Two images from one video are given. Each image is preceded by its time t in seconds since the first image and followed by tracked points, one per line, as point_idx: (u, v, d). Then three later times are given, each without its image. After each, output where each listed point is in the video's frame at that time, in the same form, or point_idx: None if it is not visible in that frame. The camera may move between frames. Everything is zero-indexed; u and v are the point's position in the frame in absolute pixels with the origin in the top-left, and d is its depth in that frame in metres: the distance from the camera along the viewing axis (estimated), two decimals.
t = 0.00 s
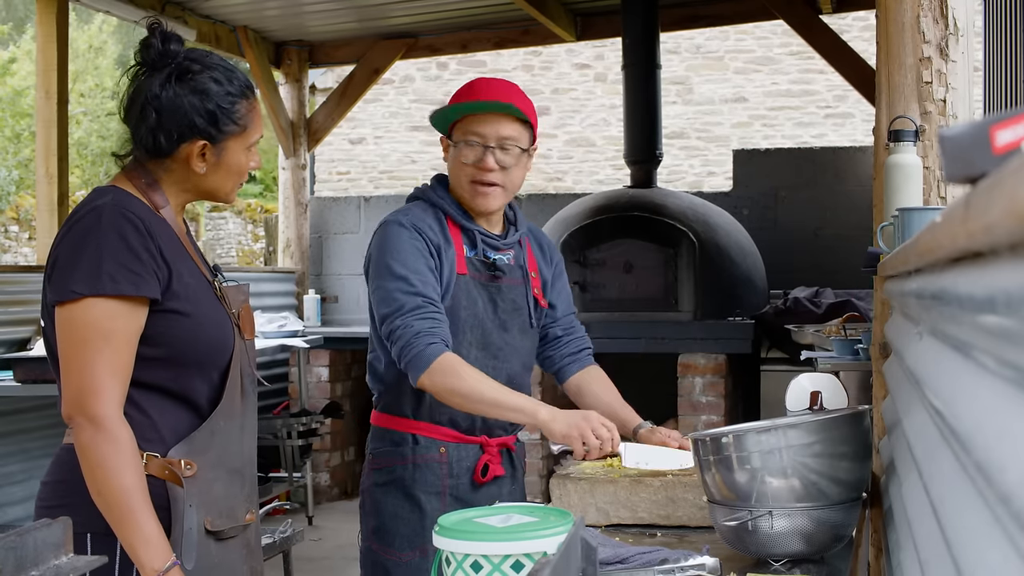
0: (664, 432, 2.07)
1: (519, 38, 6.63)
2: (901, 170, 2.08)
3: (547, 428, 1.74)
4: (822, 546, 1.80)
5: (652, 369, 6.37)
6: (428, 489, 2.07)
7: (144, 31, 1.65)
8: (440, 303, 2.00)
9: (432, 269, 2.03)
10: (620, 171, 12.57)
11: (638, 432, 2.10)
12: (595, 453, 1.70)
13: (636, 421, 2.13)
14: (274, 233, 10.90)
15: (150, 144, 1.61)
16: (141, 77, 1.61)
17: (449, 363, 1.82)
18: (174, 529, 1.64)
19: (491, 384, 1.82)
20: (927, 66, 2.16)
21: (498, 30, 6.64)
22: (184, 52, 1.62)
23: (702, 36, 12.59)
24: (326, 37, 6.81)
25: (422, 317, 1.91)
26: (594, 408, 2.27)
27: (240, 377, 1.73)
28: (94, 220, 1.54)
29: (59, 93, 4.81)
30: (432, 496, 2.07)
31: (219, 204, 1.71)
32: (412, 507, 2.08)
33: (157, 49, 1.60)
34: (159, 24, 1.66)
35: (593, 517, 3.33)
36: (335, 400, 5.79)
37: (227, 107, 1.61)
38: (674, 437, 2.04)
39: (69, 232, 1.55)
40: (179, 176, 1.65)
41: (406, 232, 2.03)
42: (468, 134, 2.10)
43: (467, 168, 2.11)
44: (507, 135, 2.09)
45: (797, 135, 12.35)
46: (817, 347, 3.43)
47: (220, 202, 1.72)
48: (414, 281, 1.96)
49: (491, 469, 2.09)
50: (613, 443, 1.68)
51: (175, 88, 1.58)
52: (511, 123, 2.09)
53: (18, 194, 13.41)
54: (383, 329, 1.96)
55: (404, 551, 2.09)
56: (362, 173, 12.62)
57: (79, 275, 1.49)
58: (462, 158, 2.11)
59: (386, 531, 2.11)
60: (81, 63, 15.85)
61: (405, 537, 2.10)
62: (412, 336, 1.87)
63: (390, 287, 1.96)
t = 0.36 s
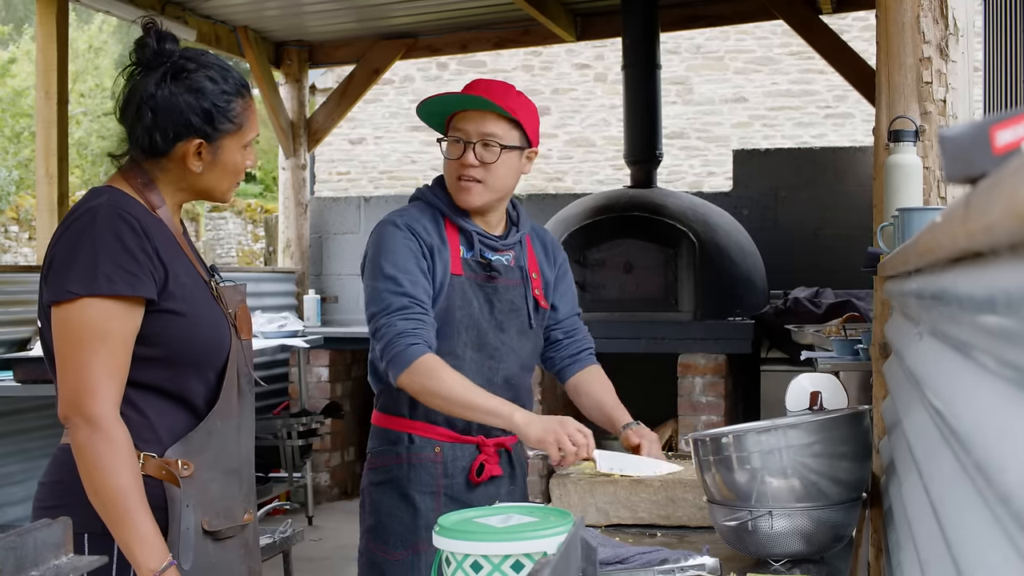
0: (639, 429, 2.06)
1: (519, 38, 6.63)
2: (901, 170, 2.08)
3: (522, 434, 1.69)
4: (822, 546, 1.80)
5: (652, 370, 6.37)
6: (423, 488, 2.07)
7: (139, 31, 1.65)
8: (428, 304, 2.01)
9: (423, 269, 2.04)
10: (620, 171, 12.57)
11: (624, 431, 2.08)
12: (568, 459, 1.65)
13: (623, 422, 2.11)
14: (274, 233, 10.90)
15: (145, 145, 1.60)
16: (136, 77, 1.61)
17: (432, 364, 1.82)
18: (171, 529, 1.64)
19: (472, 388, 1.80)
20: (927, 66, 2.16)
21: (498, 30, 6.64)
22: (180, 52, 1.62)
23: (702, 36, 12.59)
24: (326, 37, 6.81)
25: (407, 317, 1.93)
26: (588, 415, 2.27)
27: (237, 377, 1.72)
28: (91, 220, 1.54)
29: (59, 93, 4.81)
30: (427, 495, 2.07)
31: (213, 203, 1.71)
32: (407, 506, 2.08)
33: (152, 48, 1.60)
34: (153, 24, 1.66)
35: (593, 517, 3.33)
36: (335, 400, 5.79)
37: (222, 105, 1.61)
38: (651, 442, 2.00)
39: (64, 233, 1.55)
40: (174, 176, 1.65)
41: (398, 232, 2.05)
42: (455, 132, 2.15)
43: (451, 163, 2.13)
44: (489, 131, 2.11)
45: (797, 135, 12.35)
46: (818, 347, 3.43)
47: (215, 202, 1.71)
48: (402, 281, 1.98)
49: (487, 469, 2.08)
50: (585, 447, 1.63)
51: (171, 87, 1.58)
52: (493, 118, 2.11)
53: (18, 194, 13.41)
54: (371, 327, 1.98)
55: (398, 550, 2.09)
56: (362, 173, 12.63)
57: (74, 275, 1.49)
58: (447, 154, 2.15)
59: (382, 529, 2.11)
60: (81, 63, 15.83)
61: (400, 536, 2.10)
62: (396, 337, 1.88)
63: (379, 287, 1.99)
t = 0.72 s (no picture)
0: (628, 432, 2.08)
1: (519, 38, 6.63)
2: (901, 170, 2.08)
3: (491, 432, 1.76)
4: (822, 546, 1.80)
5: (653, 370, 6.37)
6: (424, 489, 2.07)
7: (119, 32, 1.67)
8: (412, 309, 2.03)
9: (411, 275, 2.06)
10: (620, 171, 12.57)
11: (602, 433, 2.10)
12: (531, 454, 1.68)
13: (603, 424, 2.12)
14: (274, 233, 10.89)
15: (135, 141, 1.61)
16: (120, 76, 1.62)
17: (404, 370, 1.89)
18: (173, 529, 1.64)
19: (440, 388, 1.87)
20: (927, 66, 2.16)
21: (498, 30, 6.63)
22: (160, 48, 1.63)
23: (702, 36, 12.59)
24: (326, 37, 6.80)
25: (382, 326, 1.96)
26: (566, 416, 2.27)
27: (236, 376, 1.72)
28: (87, 220, 1.54)
29: (59, 93, 4.81)
30: (428, 496, 2.07)
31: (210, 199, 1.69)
32: (408, 507, 2.08)
33: (130, 46, 1.62)
34: (132, 23, 1.68)
35: (593, 517, 3.33)
36: (335, 400, 5.79)
37: (206, 92, 1.61)
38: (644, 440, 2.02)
39: (60, 235, 1.55)
40: (168, 171, 1.64)
41: (386, 239, 2.06)
42: (458, 136, 2.12)
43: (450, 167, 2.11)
44: (493, 142, 2.09)
45: (797, 135, 12.35)
46: (817, 347, 3.43)
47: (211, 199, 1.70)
48: (384, 288, 2.00)
49: (487, 469, 2.08)
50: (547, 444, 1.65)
51: (154, 82, 1.59)
52: (499, 129, 2.10)
53: (18, 194, 13.40)
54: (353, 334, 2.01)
55: (400, 551, 2.10)
56: (362, 173, 12.61)
57: (72, 276, 1.50)
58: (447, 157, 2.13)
59: (384, 531, 2.11)
60: (81, 63, 15.82)
61: (401, 537, 2.10)
62: (369, 346, 1.93)
63: (362, 294, 2.01)
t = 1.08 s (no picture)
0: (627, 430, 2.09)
1: (519, 38, 6.63)
2: (901, 170, 2.08)
3: (473, 439, 1.75)
4: (822, 546, 1.80)
5: (653, 370, 6.37)
6: (425, 490, 2.07)
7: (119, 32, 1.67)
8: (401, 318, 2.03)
9: (399, 283, 2.05)
10: (620, 171, 12.57)
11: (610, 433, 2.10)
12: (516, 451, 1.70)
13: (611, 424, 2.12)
14: (274, 233, 10.90)
15: (132, 139, 1.61)
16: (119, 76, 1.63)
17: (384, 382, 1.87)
18: (175, 527, 1.64)
19: (422, 394, 1.86)
20: (927, 66, 2.16)
21: (498, 30, 6.63)
22: (159, 48, 1.63)
23: (702, 36, 12.59)
24: (326, 37, 6.80)
25: (361, 340, 1.94)
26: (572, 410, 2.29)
27: (236, 375, 1.72)
28: (87, 221, 1.54)
29: (60, 93, 4.81)
30: (429, 497, 2.07)
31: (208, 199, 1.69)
32: (410, 508, 2.08)
33: (131, 45, 1.63)
34: (132, 23, 1.68)
35: (593, 517, 3.33)
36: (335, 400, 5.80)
37: (203, 92, 1.61)
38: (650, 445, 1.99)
39: (57, 238, 1.55)
40: (166, 170, 1.64)
41: (373, 249, 2.05)
42: (495, 175, 2.02)
43: (489, 205, 2.06)
44: (532, 176, 2.05)
45: (797, 135, 12.35)
46: (818, 347, 3.43)
47: (209, 199, 1.70)
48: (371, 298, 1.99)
49: (489, 470, 2.09)
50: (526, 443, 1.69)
51: (152, 82, 1.59)
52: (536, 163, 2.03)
53: (18, 194, 13.40)
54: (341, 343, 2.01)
55: (402, 552, 2.10)
56: (362, 173, 12.61)
57: (72, 276, 1.50)
58: (483, 194, 2.04)
59: (385, 532, 2.11)
60: (81, 63, 15.81)
61: (403, 539, 2.10)
62: (348, 357, 1.93)
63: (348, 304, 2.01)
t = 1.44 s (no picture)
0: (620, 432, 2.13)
1: (519, 38, 6.63)
2: (901, 170, 2.08)
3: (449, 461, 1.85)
4: (822, 546, 1.80)
5: (653, 370, 6.37)
6: (427, 491, 2.07)
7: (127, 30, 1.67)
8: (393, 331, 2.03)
9: (393, 294, 2.05)
10: (620, 171, 12.57)
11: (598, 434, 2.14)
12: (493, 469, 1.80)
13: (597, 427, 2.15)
14: (274, 233, 10.90)
15: (135, 138, 1.60)
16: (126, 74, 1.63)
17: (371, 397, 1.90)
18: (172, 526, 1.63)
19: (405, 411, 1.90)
20: (927, 66, 2.16)
21: (498, 30, 6.64)
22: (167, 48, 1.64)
23: (702, 36, 12.60)
24: (326, 37, 6.80)
25: (350, 353, 1.96)
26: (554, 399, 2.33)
27: (237, 375, 1.72)
28: (85, 221, 1.55)
29: (59, 93, 4.81)
30: (432, 499, 2.07)
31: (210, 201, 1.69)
32: (413, 509, 2.08)
33: (138, 44, 1.63)
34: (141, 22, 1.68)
35: (593, 517, 3.33)
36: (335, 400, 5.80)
37: (208, 94, 1.61)
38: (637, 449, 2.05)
39: (54, 240, 1.55)
40: (169, 170, 1.64)
41: (366, 260, 2.05)
42: (494, 181, 2.02)
43: (489, 211, 2.05)
44: (530, 182, 2.04)
45: (797, 135, 12.35)
46: (817, 347, 3.44)
47: (210, 201, 1.70)
48: (362, 312, 2.00)
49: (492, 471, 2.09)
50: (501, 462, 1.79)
51: (158, 82, 1.59)
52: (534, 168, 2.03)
53: (18, 194, 13.40)
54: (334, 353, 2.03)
55: (405, 554, 2.10)
56: (362, 173, 12.62)
57: (63, 277, 1.50)
58: (481, 201, 2.04)
59: (388, 534, 2.11)
60: (81, 63, 15.81)
61: (407, 539, 2.10)
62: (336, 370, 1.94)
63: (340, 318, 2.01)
